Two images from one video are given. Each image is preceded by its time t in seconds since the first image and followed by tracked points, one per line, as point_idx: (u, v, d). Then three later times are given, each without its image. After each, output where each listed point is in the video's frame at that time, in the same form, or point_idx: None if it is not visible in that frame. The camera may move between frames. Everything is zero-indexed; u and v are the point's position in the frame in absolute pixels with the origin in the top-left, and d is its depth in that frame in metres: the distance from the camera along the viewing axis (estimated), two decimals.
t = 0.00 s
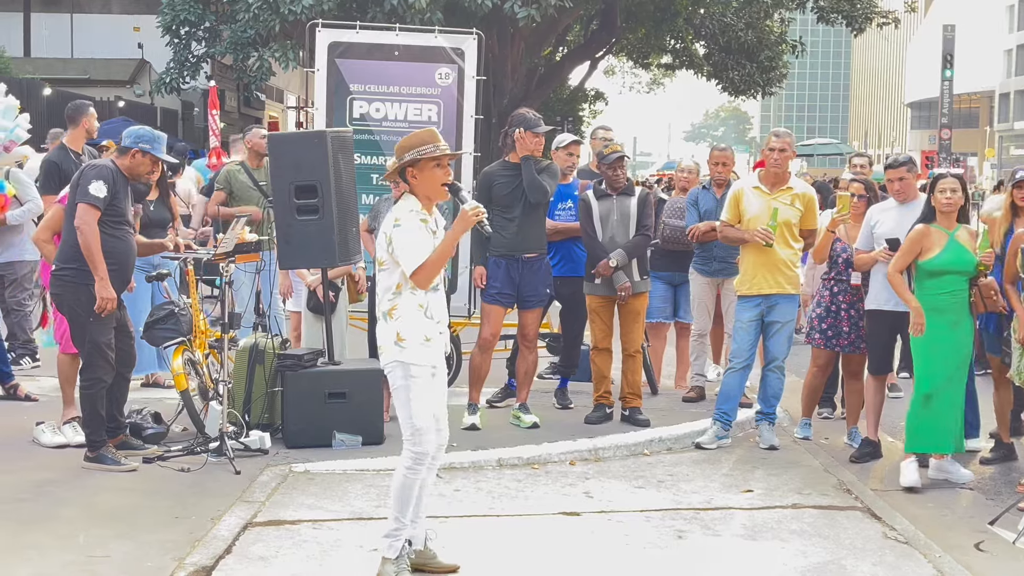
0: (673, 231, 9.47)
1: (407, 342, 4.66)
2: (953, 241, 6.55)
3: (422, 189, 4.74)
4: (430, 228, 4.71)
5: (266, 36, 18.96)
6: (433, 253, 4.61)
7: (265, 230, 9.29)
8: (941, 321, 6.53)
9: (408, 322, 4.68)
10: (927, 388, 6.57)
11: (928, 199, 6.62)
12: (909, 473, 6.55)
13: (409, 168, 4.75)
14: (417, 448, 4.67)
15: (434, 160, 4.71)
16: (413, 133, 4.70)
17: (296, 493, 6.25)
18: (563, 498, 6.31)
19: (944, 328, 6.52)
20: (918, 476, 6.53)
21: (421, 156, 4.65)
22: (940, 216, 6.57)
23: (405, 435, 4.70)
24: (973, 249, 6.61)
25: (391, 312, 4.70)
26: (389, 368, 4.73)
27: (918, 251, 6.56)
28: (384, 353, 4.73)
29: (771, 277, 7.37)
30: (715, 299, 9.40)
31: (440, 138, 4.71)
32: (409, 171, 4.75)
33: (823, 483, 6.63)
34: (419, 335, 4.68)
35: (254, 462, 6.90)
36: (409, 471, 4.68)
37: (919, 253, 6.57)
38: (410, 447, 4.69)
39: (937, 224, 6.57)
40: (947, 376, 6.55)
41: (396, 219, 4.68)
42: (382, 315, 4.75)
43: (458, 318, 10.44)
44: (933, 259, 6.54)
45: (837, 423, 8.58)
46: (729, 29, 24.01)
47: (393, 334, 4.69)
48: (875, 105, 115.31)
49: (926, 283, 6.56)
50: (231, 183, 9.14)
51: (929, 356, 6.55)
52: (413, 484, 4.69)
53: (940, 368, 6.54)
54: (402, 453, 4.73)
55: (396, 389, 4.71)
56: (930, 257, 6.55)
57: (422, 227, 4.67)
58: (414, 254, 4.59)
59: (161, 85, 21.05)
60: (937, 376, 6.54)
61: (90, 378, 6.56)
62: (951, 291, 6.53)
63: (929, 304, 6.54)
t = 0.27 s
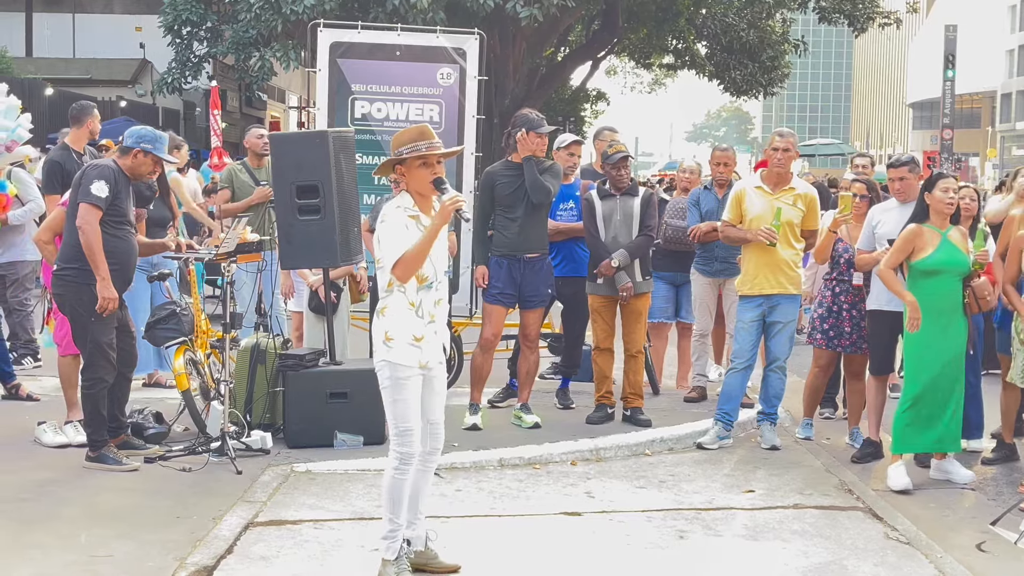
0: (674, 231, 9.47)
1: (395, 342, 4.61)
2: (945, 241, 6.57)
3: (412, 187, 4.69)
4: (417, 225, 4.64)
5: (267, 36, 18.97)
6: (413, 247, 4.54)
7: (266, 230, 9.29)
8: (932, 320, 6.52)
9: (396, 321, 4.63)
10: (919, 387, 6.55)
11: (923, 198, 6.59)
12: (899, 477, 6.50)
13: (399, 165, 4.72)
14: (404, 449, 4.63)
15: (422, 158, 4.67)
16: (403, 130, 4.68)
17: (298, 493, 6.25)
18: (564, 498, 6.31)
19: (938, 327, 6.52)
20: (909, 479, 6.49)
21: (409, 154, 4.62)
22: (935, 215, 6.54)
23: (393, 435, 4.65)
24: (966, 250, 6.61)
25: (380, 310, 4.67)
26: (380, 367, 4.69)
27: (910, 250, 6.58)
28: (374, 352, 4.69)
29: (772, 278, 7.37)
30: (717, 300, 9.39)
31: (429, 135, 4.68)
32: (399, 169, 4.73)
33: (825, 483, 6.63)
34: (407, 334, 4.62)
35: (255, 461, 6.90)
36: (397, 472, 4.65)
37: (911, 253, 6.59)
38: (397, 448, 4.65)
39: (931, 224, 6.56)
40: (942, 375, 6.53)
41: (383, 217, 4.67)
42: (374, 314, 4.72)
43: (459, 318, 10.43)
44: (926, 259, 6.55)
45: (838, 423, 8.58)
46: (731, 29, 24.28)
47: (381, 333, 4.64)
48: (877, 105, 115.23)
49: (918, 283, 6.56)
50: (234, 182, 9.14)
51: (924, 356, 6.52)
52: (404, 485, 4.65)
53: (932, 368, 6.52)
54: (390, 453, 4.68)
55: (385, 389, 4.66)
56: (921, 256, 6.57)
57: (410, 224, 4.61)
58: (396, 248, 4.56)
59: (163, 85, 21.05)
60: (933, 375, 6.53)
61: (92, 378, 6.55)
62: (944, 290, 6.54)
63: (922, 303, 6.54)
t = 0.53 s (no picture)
0: (675, 231, 9.47)
1: (383, 350, 4.59)
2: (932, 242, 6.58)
3: (408, 196, 4.65)
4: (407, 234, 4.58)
5: (269, 36, 18.99)
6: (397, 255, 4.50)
7: (267, 230, 9.29)
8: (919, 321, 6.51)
9: (385, 330, 4.61)
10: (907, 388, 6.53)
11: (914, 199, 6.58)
12: (900, 480, 6.49)
13: (394, 175, 4.69)
14: (406, 457, 4.62)
15: (414, 166, 4.62)
16: (396, 139, 4.64)
17: (298, 493, 6.25)
18: (565, 498, 6.31)
19: (927, 328, 6.50)
20: (909, 483, 6.48)
21: (401, 161, 4.57)
22: (924, 216, 6.58)
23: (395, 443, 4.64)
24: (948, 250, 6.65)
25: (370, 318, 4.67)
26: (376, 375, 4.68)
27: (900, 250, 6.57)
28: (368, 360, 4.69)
29: (772, 277, 7.37)
30: (718, 300, 9.39)
31: (421, 142, 4.62)
32: (394, 179, 4.69)
33: (826, 483, 6.63)
34: (396, 343, 4.59)
35: (256, 461, 6.90)
36: (400, 480, 4.64)
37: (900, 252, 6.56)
38: (399, 456, 4.64)
39: (919, 224, 6.59)
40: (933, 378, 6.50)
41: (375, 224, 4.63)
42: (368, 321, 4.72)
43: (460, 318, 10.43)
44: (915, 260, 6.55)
45: (839, 423, 8.58)
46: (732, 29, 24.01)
47: (371, 342, 4.64)
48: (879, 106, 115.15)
49: (904, 283, 6.58)
50: (236, 181, 9.14)
51: (913, 358, 6.50)
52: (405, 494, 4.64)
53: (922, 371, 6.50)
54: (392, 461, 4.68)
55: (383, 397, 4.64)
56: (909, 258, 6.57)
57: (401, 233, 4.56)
58: (379, 256, 4.53)
59: (165, 84, 21.05)
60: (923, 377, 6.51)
61: (93, 378, 6.55)
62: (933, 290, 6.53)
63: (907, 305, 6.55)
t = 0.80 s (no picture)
0: (675, 231, 9.47)
1: (388, 351, 4.58)
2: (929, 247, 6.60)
3: (417, 197, 4.66)
4: (418, 238, 4.58)
5: (269, 36, 18.99)
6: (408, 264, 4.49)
7: (267, 230, 9.30)
8: (918, 325, 6.53)
9: (390, 331, 4.59)
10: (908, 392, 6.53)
11: (916, 206, 6.55)
12: (900, 481, 6.50)
13: (402, 175, 4.67)
14: (409, 457, 4.61)
15: (423, 167, 4.60)
16: (405, 140, 4.61)
17: (299, 494, 6.26)
18: (565, 498, 6.31)
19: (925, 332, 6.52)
20: (910, 483, 6.49)
21: (410, 164, 4.56)
22: (923, 222, 6.58)
23: (398, 444, 4.63)
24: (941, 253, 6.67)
25: (377, 319, 4.64)
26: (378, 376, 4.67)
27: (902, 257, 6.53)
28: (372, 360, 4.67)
29: (771, 278, 7.38)
30: (718, 300, 9.39)
31: (430, 143, 4.59)
32: (403, 179, 4.68)
33: (826, 483, 6.63)
34: (401, 344, 4.57)
35: (257, 462, 6.90)
36: (403, 480, 4.63)
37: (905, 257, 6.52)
38: (402, 456, 4.62)
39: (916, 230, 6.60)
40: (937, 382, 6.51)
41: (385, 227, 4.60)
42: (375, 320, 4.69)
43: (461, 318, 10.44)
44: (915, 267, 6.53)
45: (840, 423, 8.58)
46: (732, 29, 24.03)
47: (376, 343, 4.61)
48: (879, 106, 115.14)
49: (903, 290, 6.57)
50: (235, 182, 9.16)
51: (917, 363, 6.51)
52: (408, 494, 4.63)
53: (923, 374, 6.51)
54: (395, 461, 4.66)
55: (387, 398, 4.63)
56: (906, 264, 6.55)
57: (412, 236, 4.57)
58: (390, 262, 4.51)
59: (165, 85, 21.06)
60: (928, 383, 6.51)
61: (93, 378, 6.55)
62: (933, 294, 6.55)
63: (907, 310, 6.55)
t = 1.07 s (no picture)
0: (674, 231, 9.47)
1: (407, 352, 4.54)
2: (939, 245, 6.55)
3: (437, 196, 4.62)
4: (438, 237, 4.56)
5: (269, 36, 19.00)
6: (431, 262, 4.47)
7: (267, 230, 9.29)
8: (925, 326, 6.52)
9: (408, 331, 4.56)
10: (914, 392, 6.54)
11: (923, 202, 6.50)
12: (900, 481, 6.50)
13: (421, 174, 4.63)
14: (414, 458, 4.59)
15: (444, 164, 4.57)
16: (425, 138, 4.58)
17: (299, 493, 6.26)
18: (565, 498, 6.31)
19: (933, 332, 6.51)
20: (910, 484, 6.49)
21: (432, 162, 4.52)
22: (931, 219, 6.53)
23: (403, 444, 4.61)
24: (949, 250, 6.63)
25: (396, 319, 4.60)
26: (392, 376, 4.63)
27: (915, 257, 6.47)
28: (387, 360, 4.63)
29: (772, 278, 7.37)
30: (718, 300, 9.40)
31: (451, 141, 4.57)
32: (422, 178, 4.63)
33: (826, 483, 6.63)
34: (420, 344, 4.55)
35: (256, 462, 6.91)
36: (406, 479, 4.61)
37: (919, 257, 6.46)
38: (406, 455, 4.61)
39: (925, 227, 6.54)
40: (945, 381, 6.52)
41: (405, 226, 4.58)
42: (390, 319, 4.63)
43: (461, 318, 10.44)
44: (925, 266, 6.48)
45: (840, 423, 8.58)
46: (733, 29, 24.07)
47: (393, 343, 4.57)
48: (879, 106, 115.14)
49: (912, 290, 6.54)
50: (234, 183, 9.18)
51: (923, 363, 6.51)
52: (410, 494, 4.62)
53: (929, 374, 6.51)
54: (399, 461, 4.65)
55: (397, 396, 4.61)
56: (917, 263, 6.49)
57: (432, 235, 4.55)
58: (414, 260, 4.49)
59: (165, 84, 21.06)
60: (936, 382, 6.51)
61: (93, 378, 6.56)
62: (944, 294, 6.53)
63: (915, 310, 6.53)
